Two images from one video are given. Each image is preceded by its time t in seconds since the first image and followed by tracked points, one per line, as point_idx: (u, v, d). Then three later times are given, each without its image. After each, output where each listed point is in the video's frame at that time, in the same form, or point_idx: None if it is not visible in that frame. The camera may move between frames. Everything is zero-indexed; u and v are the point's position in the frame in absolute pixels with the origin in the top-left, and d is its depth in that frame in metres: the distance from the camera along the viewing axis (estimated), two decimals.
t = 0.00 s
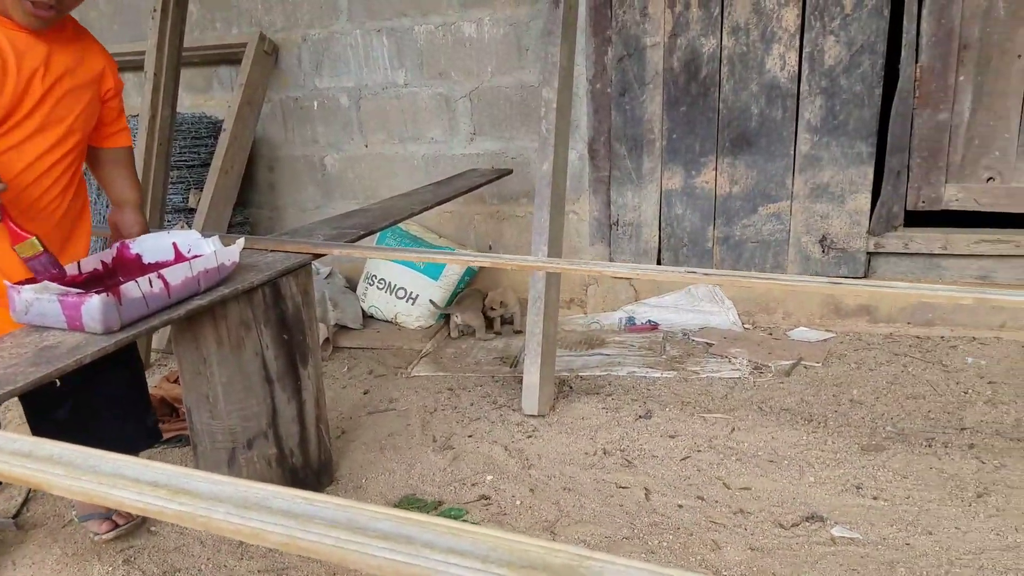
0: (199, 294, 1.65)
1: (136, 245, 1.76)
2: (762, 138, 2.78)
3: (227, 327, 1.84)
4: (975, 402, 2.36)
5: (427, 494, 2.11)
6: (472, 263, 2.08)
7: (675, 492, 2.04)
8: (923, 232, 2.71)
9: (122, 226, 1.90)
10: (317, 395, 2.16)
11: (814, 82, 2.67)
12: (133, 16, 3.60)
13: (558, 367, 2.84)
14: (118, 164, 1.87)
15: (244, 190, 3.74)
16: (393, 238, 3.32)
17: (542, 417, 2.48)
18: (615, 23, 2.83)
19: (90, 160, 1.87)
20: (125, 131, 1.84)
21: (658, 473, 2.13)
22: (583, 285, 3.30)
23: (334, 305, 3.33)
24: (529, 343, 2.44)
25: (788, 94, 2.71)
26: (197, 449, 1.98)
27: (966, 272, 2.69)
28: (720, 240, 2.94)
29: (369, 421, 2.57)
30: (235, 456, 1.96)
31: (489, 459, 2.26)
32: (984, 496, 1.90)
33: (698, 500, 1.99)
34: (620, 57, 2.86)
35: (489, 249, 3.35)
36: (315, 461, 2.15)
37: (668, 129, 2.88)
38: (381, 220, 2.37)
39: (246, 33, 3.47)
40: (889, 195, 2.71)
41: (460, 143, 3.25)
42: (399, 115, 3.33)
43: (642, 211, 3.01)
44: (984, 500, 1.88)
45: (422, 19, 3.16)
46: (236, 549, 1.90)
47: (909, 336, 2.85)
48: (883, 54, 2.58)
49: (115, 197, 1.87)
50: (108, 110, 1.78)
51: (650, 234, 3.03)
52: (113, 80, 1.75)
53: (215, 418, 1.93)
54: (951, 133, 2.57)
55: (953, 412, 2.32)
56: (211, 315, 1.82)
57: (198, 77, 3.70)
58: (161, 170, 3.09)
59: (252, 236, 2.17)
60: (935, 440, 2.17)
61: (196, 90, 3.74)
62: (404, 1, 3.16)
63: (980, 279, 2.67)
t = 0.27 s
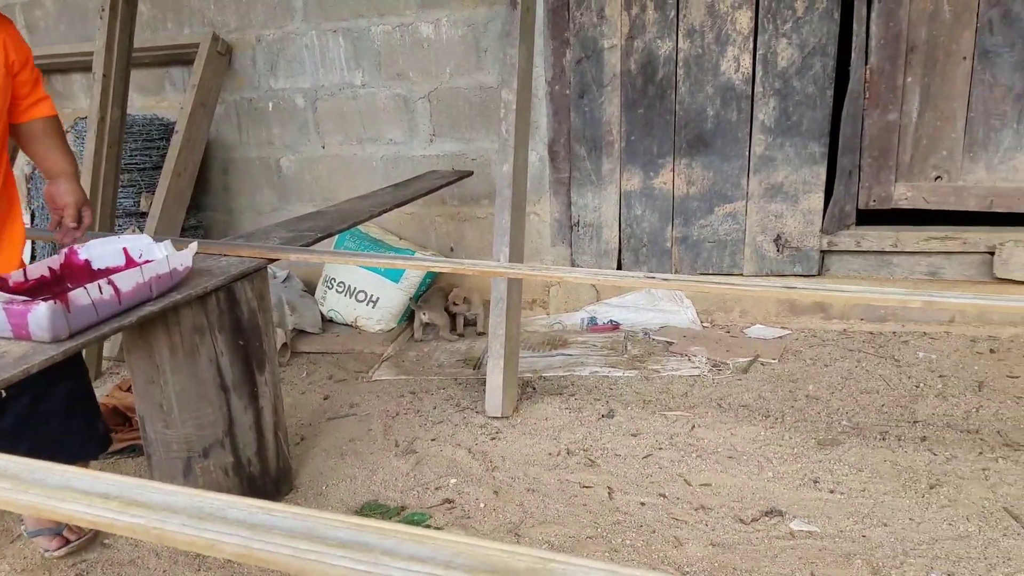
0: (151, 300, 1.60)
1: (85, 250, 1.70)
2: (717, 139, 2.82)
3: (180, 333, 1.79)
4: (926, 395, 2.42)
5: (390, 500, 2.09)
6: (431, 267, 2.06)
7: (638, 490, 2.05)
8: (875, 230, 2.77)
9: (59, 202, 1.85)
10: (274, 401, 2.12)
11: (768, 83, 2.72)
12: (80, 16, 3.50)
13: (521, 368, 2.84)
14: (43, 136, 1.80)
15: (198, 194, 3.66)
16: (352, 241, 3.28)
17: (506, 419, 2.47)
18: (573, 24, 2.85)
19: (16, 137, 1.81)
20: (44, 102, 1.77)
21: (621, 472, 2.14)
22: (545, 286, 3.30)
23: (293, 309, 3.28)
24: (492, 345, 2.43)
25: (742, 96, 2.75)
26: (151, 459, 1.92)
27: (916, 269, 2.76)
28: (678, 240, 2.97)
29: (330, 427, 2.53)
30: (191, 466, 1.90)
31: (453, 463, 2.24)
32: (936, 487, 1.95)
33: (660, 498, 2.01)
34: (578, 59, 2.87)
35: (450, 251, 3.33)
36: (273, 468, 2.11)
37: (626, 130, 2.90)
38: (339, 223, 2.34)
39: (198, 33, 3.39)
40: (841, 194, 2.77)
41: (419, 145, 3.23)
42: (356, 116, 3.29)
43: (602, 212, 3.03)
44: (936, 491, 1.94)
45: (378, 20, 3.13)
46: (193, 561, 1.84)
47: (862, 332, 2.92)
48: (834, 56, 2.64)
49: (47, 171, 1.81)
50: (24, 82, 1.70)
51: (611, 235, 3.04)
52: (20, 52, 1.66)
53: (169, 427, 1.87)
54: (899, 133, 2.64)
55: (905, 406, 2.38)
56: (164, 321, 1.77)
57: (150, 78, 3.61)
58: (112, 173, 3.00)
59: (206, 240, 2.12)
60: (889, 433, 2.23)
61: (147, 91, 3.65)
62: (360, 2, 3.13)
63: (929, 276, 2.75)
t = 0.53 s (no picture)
0: (99, 308, 1.55)
1: (28, 256, 1.63)
2: (673, 140, 2.85)
3: (129, 341, 1.74)
4: (878, 390, 2.48)
5: (351, 506, 2.05)
6: (390, 272, 2.03)
7: (600, 489, 2.05)
8: (826, 229, 2.83)
9: None
10: (229, 409, 2.07)
11: (721, 85, 2.76)
12: (20, 14, 3.38)
13: (482, 370, 2.82)
14: None
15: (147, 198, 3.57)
16: (308, 244, 3.23)
17: (468, 422, 2.46)
18: (529, 26, 2.85)
19: None
20: None
21: (584, 472, 2.15)
22: (506, 287, 3.30)
23: (248, 314, 3.22)
24: (453, 348, 2.41)
25: (696, 98, 2.79)
26: (101, 471, 1.86)
27: (866, 266, 2.83)
28: (636, 241, 3.00)
29: (288, 434, 2.48)
30: (142, 476, 1.84)
31: (414, 467, 2.22)
32: (889, 480, 1.99)
33: (622, 496, 2.02)
34: (534, 60, 2.88)
35: (409, 254, 3.30)
36: (229, 477, 2.06)
37: (583, 132, 2.91)
38: (295, 225, 2.30)
39: (146, 33, 3.31)
40: (793, 194, 2.83)
41: (375, 146, 3.19)
42: (311, 118, 3.24)
43: (561, 213, 3.03)
44: (889, 483, 1.98)
45: (332, 20, 3.08)
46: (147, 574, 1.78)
47: (815, 329, 2.98)
48: (785, 58, 2.69)
49: None
50: None
51: (570, 236, 3.05)
52: None
53: (120, 438, 1.81)
54: (848, 134, 2.70)
55: (858, 400, 2.43)
56: (112, 329, 1.71)
57: (95, 79, 3.50)
58: (56, 176, 2.90)
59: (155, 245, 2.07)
60: (843, 428, 2.28)
61: (92, 93, 3.55)
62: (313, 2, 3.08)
63: (879, 273, 2.82)
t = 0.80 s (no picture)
0: (55, 313, 1.50)
1: None
2: (636, 142, 2.88)
3: (88, 347, 1.69)
4: (839, 386, 2.53)
5: (316, 513, 2.02)
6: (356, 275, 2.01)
7: (568, 490, 2.06)
8: (787, 229, 2.88)
9: None
10: (191, 415, 2.03)
11: (683, 88, 2.79)
12: None
13: (450, 372, 2.81)
14: None
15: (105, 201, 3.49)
16: (271, 247, 3.18)
17: (436, 425, 2.44)
18: (493, 28, 2.84)
19: None
20: None
21: (552, 473, 2.15)
22: (473, 289, 3.29)
23: (209, 319, 3.16)
24: (420, 351, 2.39)
25: (659, 100, 2.81)
26: (58, 481, 1.80)
27: (826, 266, 2.88)
28: (602, 242, 3.01)
29: (252, 440, 2.44)
30: (102, 485, 1.78)
31: (382, 472, 2.20)
32: (851, 475, 2.03)
33: (590, 496, 2.02)
34: (498, 62, 2.87)
35: (375, 256, 3.27)
36: (191, 484, 2.01)
37: (548, 134, 2.92)
38: (256, 228, 2.26)
39: (101, 33, 3.23)
40: (754, 195, 2.86)
41: (338, 148, 3.16)
42: (272, 119, 3.19)
43: (527, 214, 3.04)
44: (851, 478, 2.02)
45: (293, 21, 3.04)
46: None
47: (778, 328, 3.03)
48: (745, 61, 2.72)
49: None
50: None
51: (536, 238, 3.06)
52: None
53: (78, 446, 1.74)
54: (808, 136, 2.75)
55: (819, 397, 2.48)
56: (69, 335, 1.66)
57: (49, 80, 3.41)
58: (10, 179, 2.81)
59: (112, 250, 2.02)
60: (805, 425, 2.31)
61: (46, 94, 3.45)
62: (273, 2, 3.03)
63: (839, 272, 2.87)
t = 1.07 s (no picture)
0: (11, 321, 1.46)
1: None
2: (602, 143, 2.89)
3: (45, 354, 1.64)
4: (803, 383, 2.57)
5: (284, 519, 1.99)
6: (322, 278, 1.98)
7: (539, 490, 2.06)
8: (751, 229, 2.92)
9: None
10: (153, 422, 1.98)
11: (647, 89, 2.81)
12: None
13: (419, 375, 2.79)
14: None
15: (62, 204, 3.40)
16: (233, 250, 3.12)
17: (405, 428, 2.42)
18: (458, 28, 2.83)
19: None
20: None
21: (523, 474, 2.14)
22: (441, 291, 3.27)
23: (172, 324, 3.09)
24: (387, 354, 2.37)
25: (624, 102, 2.83)
26: (15, 492, 1.71)
27: (789, 265, 2.92)
28: (569, 242, 3.02)
29: (217, 447, 2.40)
30: (62, 496, 1.72)
31: (350, 477, 2.17)
32: (816, 471, 2.06)
33: (560, 496, 2.02)
34: (463, 63, 2.86)
35: (341, 258, 3.23)
36: (155, 493, 1.97)
37: (515, 135, 2.92)
38: (218, 231, 2.22)
39: (57, 33, 3.15)
40: (719, 195, 2.89)
41: (302, 149, 3.12)
42: (235, 120, 3.14)
43: (495, 215, 3.03)
44: (817, 474, 2.05)
45: (255, 21, 3.00)
46: None
47: (743, 326, 3.06)
48: (708, 62, 2.75)
49: None
50: None
51: (505, 239, 3.05)
52: None
53: (36, 456, 1.67)
54: (771, 137, 2.79)
55: (784, 394, 2.51)
56: (26, 342, 1.61)
57: (3, 81, 3.32)
58: None
59: (69, 254, 1.96)
60: (771, 421, 2.34)
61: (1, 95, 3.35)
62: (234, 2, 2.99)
63: (802, 270, 2.92)
